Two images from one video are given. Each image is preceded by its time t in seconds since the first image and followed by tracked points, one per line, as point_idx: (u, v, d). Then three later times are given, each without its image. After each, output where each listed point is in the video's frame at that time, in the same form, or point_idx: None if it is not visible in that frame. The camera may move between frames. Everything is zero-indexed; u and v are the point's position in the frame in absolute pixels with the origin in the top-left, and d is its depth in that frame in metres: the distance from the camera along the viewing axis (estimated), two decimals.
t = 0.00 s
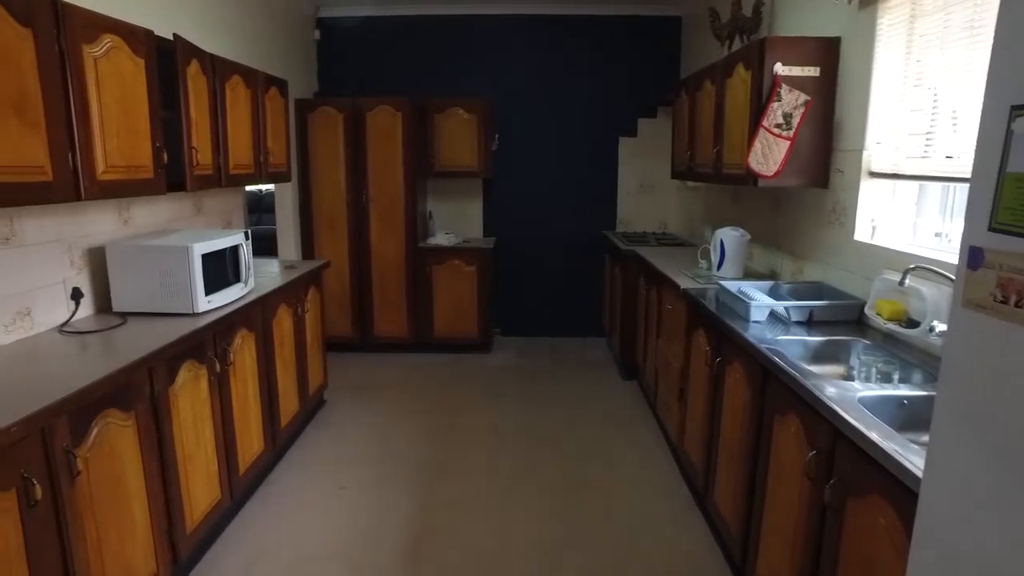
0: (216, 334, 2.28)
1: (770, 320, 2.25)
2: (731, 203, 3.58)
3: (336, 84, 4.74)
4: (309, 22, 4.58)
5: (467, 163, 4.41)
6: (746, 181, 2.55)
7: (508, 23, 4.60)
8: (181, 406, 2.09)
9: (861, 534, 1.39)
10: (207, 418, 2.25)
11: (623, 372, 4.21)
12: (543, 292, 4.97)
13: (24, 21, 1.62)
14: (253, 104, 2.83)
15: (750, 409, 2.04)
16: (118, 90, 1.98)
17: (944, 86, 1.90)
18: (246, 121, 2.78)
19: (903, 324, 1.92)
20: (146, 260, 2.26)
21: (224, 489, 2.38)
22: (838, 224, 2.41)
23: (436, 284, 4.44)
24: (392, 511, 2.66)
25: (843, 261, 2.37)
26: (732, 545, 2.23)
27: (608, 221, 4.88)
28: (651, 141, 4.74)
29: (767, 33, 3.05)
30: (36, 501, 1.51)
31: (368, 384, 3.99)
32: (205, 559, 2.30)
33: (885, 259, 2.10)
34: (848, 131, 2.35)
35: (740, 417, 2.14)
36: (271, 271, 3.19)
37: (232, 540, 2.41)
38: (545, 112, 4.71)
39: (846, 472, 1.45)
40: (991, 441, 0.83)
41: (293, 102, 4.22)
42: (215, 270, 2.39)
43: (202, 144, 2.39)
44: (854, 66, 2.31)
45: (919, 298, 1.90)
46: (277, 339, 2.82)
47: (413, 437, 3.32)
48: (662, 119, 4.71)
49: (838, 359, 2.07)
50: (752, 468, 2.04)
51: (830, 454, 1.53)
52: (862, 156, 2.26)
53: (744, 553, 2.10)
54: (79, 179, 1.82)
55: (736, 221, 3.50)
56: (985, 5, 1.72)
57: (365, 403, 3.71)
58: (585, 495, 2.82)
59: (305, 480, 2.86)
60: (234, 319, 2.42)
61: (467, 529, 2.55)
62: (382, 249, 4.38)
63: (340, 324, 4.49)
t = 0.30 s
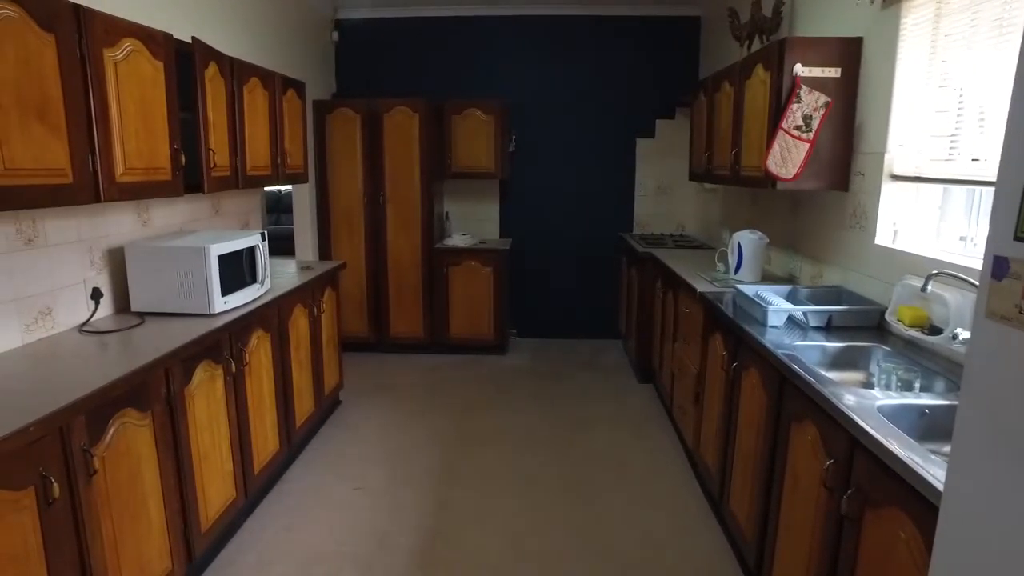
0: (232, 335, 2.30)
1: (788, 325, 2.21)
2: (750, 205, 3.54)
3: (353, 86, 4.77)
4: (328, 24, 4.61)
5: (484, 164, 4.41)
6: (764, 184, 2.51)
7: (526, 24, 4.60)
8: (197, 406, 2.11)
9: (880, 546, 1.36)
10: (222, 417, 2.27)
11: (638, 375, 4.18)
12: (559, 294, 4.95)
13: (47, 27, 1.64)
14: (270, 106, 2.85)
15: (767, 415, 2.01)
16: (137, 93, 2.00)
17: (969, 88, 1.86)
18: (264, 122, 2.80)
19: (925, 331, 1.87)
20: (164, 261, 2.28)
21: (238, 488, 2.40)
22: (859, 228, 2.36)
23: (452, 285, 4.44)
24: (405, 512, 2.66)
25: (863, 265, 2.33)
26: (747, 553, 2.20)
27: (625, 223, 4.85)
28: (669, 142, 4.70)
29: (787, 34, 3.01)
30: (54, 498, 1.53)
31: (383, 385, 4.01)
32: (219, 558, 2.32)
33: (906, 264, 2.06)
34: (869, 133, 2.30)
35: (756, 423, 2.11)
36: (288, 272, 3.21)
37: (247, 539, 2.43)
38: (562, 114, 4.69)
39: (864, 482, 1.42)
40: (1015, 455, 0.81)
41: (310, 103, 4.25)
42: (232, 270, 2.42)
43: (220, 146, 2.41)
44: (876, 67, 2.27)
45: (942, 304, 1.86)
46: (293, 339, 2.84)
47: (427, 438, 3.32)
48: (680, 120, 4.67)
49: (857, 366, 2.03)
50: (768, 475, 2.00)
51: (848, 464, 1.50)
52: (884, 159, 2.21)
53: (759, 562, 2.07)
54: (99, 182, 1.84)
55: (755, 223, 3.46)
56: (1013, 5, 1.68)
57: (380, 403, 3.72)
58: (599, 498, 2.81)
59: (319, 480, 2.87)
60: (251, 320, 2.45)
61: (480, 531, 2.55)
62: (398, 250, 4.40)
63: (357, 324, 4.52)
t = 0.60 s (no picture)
0: (245, 336, 2.32)
1: (804, 331, 2.18)
2: (767, 208, 3.49)
3: (369, 88, 4.79)
4: (343, 25, 4.63)
5: (499, 166, 4.40)
6: (781, 187, 2.48)
7: (541, 25, 4.58)
8: (209, 407, 2.12)
9: (895, 560, 1.32)
10: (235, 418, 2.28)
11: (653, 379, 4.15)
12: (573, 296, 4.93)
13: (64, 31, 1.66)
14: (285, 108, 2.87)
15: (781, 422, 1.98)
16: (152, 96, 2.02)
17: (993, 90, 1.82)
18: (278, 124, 2.82)
19: (946, 338, 1.83)
20: (179, 262, 2.30)
21: (251, 489, 2.42)
22: (878, 232, 2.32)
23: (466, 287, 4.44)
24: (416, 513, 2.67)
25: (882, 270, 2.28)
26: (760, 561, 2.17)
27: (640, 224, 4.82)
28: (686, 143, 4.65)
29: (806, 34, 2.96)
30: (68, 498, 1.54)
31: (397, 386, 4.02)
32: (231, 557, 2.33)
33: (926, 270, 2.02)
34: (889, 135, 2.26)
35: (770, 430, 2.08)
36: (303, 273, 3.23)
37: (259, 539, 2.45)
38: (578, 115, 4.67)
39: (880, 495, 1.39)
40: None
41: (326, 105, 4.28)
42: (245, 272, 2.43)
43: (234, 149, 2.43)
44: (897, 67, 2.22)
45: (964, 311, 1.80)
46: (306, 340, 2.86)
47: (440, 440, 3.33)
48: (697, 121, 4.63)
49: (874, 374, 1.99)
50: (782, 484, 1.97)
51: (863, 475, 1.46)
52: (904, 162, 2.17)
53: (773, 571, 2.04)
54: (114, 185, 1.86)
55: (772, 226, 3.41)
56: None
57: (393, 405, 3.73)
58: (611, 502, 2.79)
59: (332, 480, 2.89)
60: (264, 321, 2.46)
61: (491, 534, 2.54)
62: (412, 251, 4.41)
63: (371, 325, 4.54)
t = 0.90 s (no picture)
0: (256, 337, 2.32)
1: (819, 335, 2.14)
2: (782, 210, 3.45)
3: (382, 89, 4.80)
4: (357, 26, 4.64)
5: (511, 167, 4.39)
6: (795, 189, 2.44)
7: (555, 26, 4.57)
8: (220, 407, 2.13)
9: (911, 572, 1.30)
10: (246, 418, 2.29)
11: (666, 381, 4.12)
12: (586, 297, 4.91)
13: (78, 36, 1.68)
14: (297, 110, 2.88)
15: (794, 428, 1.95)
16: (165, 99, 2.03)
17: (1015, 90, 1.78)
18: (291, 126, 2.83)
19: (964, 345, 1.80)
20: (191, 263, 2.31)
21: (262, 489, 2.43)
22: (895, 236, 2.28)
23: (478, 288, 4.43)
24: (426, 515, 2.66)
25: (899, 274, 2.24)
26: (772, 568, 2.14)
27: (654, 226, 4.78)
28: (700, 144, 4.61)
29: (823, 34, 2.92)
30: (78, 498, 1.55)
31: (409, 387, 4.03)
32: (241, 558, 2.34)
33: (944, 274, 1.98)
34: (908, 136, 2.21)
35: (783, 435, 2.05)
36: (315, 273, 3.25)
37: (270, 539, 2.46)
38: (591, 115, 4.65)
39: (896, 505, 1.36)
40: None
41: (339, 105, 4.29)
42: (257, 273, 2.44)
43: (246, 150, 2.44)
44: (915, 67, 2.18)
45: (984, 317, 1.77)
46: (318, 342, 2.87)
47: (450, 441, 3.32)
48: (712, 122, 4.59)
49: (890, 380, 1.95)
50: (795, 490, 1.94)
51: (878, 485, 1.43)
52: (921, 165, 2.13)
53: None
54: (127, 188, 1.87)
55: (786, 228, 3.37)
56: None
57: (404, 406, 3.74)
58: (622, 505, 2.76)
59: (343, 481, 2.89)
60: (275, 322, 2.47)
61: (501, 536, 2.53)
62: (424, 252, 4.41)
63: (383, 326, 4.55)
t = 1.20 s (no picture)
0: (267, 338, 2.34)
1: (833, 339, 2.11)
2: (796, 212, 3.41)
3: (396, 90, 4.81)
4: (371, 27, 4.65)
5: (523, 168, 4.38)
6: (810, 191, 2.41)
7: (568, 26, 4.55)
8: (231, 407, 2.14)
9: None
10: (256, 418, 2.30)
11: (678, 384, 4.09)
12: (598, 298, 4.89)
13: (93, 38, 1.69)
14: (310, 111, 2.89)
15: (807, 433, 1.92)
16: (179, 101, 2.05)
17: None
18: (303, 127, 2.84)
19: (982, 350, 1.76)
20: (203, 263, 2.33)
21: (272, 488, 2.44)
22: (911, 238, 2.24)
23: (490, 289, 4.43)
24: (435, 516, 2.66)
25: (915, 277, 2.21)
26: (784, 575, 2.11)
27: (667, 227, 4.75)
28: (714, 145, 4.57)
29: (839, 34, 2.88)
30: (90, 497, 1.57)
31: (420, 388, 4.03)
32: (251, 557, 2.35)
33: (961, 278, 1.94)
34: (925, 137, 2.18)
35: (795, 440, 2.02)
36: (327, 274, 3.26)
37: (280, 538, 2.47)
38: (604, 116, 4.62)
39: (911, 513, 1.33)
40: None
41: (352, 106, 4.30)
42: (269, 274, 2.46)
43: (258, 152, 2.45)
44: (933, 67, 2.14)
45: (1003, 322, 1.73)
46: (329, 342, 2.88)
47: (461, 442, 3.32)
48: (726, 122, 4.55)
49: (906, 385, 1.92)
50: (807, 496, 1.91)
51: (893, 492, 1.41)
52: (940, 166, 2.09)
53: None
54: (140, 189, 1.89)
55: (801, 230, 3.33)
56: None
57: (415, 406, 3.74)
58: (632, 508, 2.75)
59: (353, 481, 2.90)
60: (287, 322, 2.48)
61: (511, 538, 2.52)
62: (436, 253, 4.42)
63: (395, 326, 4.56)
